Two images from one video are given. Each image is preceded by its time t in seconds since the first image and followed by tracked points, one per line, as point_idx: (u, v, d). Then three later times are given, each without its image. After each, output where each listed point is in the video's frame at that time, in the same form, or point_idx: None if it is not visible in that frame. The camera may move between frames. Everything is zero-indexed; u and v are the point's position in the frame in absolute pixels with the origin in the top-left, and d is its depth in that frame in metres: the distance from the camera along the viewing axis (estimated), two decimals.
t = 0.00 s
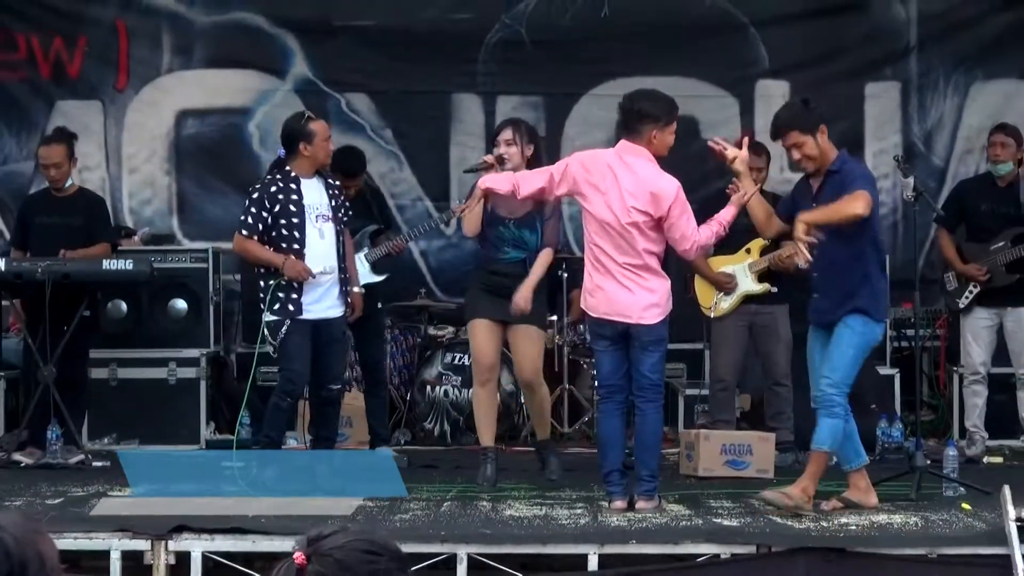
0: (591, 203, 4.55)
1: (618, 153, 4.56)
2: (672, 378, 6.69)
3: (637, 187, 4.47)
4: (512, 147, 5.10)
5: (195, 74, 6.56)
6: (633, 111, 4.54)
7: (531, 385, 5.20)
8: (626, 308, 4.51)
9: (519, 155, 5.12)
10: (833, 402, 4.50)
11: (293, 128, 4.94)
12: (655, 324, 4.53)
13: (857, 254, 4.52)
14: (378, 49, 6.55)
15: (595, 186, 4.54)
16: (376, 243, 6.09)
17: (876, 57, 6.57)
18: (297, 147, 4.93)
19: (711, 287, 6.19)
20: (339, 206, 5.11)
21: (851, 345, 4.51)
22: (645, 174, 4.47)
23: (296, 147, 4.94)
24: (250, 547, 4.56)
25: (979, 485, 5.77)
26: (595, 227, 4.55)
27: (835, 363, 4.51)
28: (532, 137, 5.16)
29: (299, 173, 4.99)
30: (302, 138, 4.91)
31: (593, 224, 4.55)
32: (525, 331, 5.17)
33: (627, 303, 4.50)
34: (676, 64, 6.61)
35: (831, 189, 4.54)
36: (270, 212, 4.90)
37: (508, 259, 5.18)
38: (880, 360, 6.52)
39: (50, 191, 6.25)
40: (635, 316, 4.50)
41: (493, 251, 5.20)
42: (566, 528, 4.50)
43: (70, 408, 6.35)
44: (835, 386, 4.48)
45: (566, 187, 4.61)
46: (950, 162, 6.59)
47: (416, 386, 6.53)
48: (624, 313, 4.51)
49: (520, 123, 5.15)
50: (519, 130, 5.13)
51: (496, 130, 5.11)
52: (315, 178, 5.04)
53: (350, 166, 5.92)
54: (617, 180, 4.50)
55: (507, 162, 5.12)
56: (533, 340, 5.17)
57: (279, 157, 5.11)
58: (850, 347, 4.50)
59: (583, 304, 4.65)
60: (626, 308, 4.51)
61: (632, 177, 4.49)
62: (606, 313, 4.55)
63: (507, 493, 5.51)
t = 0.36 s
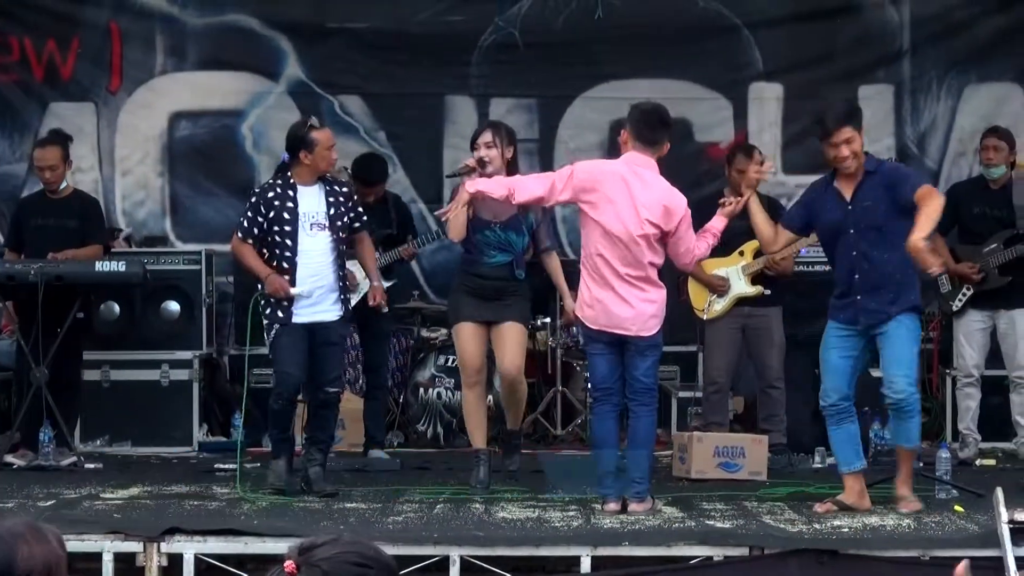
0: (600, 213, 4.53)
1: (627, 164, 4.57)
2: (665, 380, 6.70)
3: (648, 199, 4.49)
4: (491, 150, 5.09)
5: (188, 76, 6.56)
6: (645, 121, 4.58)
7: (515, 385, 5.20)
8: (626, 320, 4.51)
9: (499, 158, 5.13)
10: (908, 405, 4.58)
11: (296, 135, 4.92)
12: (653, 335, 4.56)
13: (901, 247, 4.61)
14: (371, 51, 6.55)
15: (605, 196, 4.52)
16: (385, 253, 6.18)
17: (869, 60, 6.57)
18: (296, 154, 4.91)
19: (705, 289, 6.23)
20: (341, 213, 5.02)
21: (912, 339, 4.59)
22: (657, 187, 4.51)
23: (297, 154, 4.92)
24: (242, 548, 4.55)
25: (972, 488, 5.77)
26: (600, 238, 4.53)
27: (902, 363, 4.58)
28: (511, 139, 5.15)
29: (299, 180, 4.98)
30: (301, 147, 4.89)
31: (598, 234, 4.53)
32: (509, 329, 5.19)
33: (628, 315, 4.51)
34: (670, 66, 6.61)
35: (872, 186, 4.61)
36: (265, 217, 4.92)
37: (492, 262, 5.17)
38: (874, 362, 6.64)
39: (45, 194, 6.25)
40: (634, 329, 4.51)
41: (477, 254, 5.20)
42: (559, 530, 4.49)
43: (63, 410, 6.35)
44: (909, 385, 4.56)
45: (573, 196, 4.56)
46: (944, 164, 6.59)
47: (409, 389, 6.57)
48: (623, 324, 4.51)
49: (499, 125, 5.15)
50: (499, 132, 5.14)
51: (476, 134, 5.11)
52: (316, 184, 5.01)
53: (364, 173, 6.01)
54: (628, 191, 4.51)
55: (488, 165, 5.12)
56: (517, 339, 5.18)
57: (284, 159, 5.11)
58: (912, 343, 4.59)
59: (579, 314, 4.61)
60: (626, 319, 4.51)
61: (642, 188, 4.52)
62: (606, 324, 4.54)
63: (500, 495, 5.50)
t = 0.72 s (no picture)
0: (594, 210, 4.48)
1: (617, 161, 4.53)
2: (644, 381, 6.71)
3: (641, 198, 4.48)
4: (471, 151, 5.09)
5: (166, 76, 6.55)
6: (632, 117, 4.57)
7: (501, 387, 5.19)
8: (616, 320, 4.48)
9: (477, 159, 5.12)
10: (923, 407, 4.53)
11: (267, 135, 4.98)
12: (641, 334, 4.55)
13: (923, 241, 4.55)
14: (348, 52, 6.54)
15: (598, 193, 4.48)
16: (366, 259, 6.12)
17: (847, 60, 6.58)
18: (264, 153, 4.98)
19: (683, 289, 6.19)
20: (309, 215, 5.04)
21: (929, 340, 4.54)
22: (650, 183, 4.51)
23: (266, 154, 4.98)
24: (220, 549, 4.53)
25: (950, 488, 5.78)
26: (592, 236, 4.49)
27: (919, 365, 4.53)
28: (491, 140, 5.15)
29: (269, 180, 5.03)
30: (269, 146, 4.95)
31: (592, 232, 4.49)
32: (500, 333, 5.19)
33: (619, 315, 4.48)
34: (648, 67, 6.61)
35: (895, 180, 4.53)
36: (232, 214, 4.96)
37: (479, 263, 5.15)
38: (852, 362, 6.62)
39: (26, 194, 6.24)
40: (626, 328, 4.49)
41: (463, 256, 5.17)
42: (537, 530, 4.48)
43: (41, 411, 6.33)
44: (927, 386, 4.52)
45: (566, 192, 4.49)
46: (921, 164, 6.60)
47: (388, 389, 6.59)
48: (615, 325, 4.48)
49: (478, 126, 5.17)
50: (478, 133, 5.14)
51: (455, 135, 5.11)
52: (286, 184, 5.05)
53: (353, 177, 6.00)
54: (623, 189, 4.48)
55: (467, 166, 5.12)
56: (506, 344, 5.19)
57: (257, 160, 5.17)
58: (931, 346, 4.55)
59: (566, 314, 4.53)
60: (617, 319, 4.48)
61: (634, 186, 4.49)
62: (595, 325, 4.50)
63: (478, 496, 5.48)
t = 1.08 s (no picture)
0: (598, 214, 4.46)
1: (616, 165, 4.54)
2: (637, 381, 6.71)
3: (643, 201, 4.49)
4: (470, 152, 5.08)
5: (158, 76, 6.55)
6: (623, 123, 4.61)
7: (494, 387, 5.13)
8: (626, 324, 4.46)
9: (476, 160, 5.11)
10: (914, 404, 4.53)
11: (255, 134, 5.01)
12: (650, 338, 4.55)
13: (909, 250, 4.53)
14: (341, 52, 6.54)
15: (600, 197, 4.47)
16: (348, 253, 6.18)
17: (840, 60, 6.58)
18: (252, 151, 5.00)
19: (676, 289, 6.21)
20: (297, 212, 5.04)
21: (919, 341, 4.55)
22: (651, 184, 4.54)
23: (254, 153, 5.01)
24: (212, 549, 4.52)
25: (944, 488, 5.77)
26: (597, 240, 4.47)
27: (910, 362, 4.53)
28: (489, 141, 5.14)
29: (257, 178, 5.05)
30: (257, 144, 4.98)
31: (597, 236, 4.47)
32: (498, 332, 5.15)
33: (627, 320, 4.46)
34: (641, 66, 6.60)
35: (884, 190, 4.50)
36: (220, 211, 4.97)
37: (474, 264, 5.14)
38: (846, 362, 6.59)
39: (20, 194, 6.24)
40: (636, 333, 4.48)
41: (460, 257, 5.16)
42: (529, 531, 4.47)
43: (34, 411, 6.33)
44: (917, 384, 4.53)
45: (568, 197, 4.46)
46: (914, 165, 6.60)
47: (380, 389, 6.56)
48: (625, 329, 4.46)
49: (476, 128, 5.15)
50: (476, 135, 5.12)
51: (454, 136, 5.10)
52: (274, 182, 5.06)
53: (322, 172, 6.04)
54: (626, 192, 4.48)
55: (464, 168, 5.10)
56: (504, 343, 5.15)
57: (246, 160, 5.19)
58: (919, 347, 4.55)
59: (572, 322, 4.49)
60: (626, 324, 4.46)
61: (637, 188, 4.50)
62: (604, 330, 4.46)
63: (471, 496, 5.48)
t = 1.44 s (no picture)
0: (593, 204, 4.47)
1: (615, 155, 4.54)
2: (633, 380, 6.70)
3: (642, 191, 4.49)
4: (468, 151, 5.08)
5: (156, 75, 6.56)
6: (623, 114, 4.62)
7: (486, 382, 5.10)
8: (607, 318, 4.43)
9: (474, 159, 5.10)
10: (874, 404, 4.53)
11: (249, 134, 5.00)
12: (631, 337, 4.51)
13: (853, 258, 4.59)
14: (339, 52, 6.55)
15: (598, 186, 4.47)
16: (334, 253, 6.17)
17: (837, 60, 6.58)
18: (248, 151, 5.00)
19: (672, 288, 6.18)
20: (294, 209, 5.07)
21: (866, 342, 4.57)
22: (652, 173, 4.55)
23: (249, 152, 4.99)
24: (211, 548, 4.52)
25: (942, 488, 5.76)
26: (591, 230, 4.48)
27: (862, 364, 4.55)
28: (488, 141, 5.14)
29: (252, 177, 5.06)
30: (253, 143, 4.97)
31: (591, 225, 4.48)
32: (488, 328, 5.11)
33: (614, 311, 4.44)
34: (638, 66, 6.61)
35: (820, 198, 4.59)
36: (218, 212, 4.97)
37: (463, 263, 5.14)
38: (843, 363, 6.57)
39: (19, 194, 6.25)
40: (616, 329, 4.45)
41: (451, 255, 5.18)
42: (526, 530, 4.46)
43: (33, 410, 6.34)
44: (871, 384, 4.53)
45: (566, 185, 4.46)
46: (912, 164, 6.60)
47: (377, 388, 6.56)
48: (605, 323, 4.44)
49: (476, 127, 5.14)
50: (477, 134, 5.12)
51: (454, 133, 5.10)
52: (270, 181, 5.07)
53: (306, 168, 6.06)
54: (624, 181, 4.49)
55: (462, 166, 5.09)
56: (495, 338, 5.10)
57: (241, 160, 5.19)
58: (867, 346, 4.57)
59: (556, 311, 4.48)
60: (609, 317, 4.44)
61: (636, 179, 4.50)
62: (586, 322, 4.44)
63: (468, 495, 5.48)
